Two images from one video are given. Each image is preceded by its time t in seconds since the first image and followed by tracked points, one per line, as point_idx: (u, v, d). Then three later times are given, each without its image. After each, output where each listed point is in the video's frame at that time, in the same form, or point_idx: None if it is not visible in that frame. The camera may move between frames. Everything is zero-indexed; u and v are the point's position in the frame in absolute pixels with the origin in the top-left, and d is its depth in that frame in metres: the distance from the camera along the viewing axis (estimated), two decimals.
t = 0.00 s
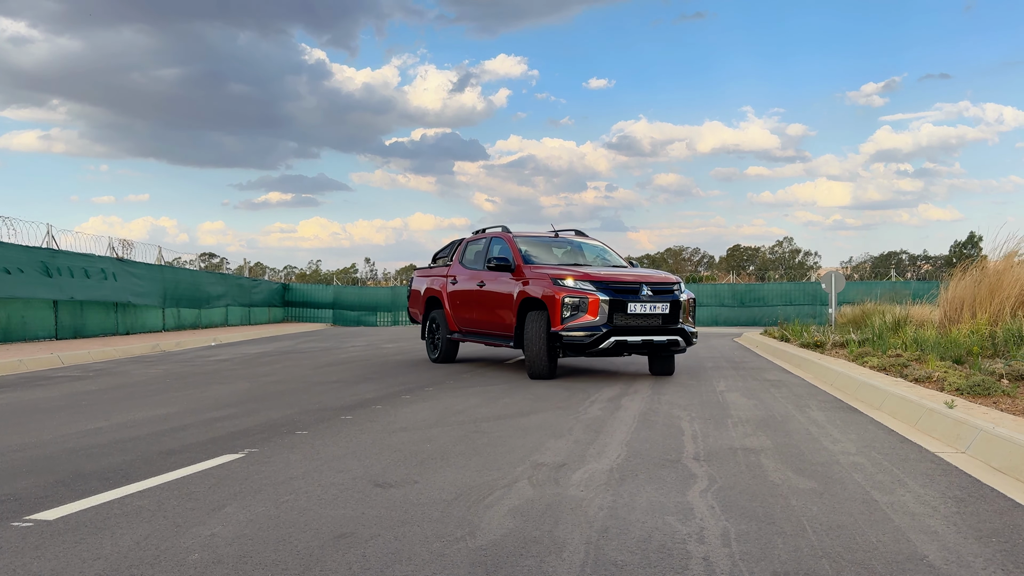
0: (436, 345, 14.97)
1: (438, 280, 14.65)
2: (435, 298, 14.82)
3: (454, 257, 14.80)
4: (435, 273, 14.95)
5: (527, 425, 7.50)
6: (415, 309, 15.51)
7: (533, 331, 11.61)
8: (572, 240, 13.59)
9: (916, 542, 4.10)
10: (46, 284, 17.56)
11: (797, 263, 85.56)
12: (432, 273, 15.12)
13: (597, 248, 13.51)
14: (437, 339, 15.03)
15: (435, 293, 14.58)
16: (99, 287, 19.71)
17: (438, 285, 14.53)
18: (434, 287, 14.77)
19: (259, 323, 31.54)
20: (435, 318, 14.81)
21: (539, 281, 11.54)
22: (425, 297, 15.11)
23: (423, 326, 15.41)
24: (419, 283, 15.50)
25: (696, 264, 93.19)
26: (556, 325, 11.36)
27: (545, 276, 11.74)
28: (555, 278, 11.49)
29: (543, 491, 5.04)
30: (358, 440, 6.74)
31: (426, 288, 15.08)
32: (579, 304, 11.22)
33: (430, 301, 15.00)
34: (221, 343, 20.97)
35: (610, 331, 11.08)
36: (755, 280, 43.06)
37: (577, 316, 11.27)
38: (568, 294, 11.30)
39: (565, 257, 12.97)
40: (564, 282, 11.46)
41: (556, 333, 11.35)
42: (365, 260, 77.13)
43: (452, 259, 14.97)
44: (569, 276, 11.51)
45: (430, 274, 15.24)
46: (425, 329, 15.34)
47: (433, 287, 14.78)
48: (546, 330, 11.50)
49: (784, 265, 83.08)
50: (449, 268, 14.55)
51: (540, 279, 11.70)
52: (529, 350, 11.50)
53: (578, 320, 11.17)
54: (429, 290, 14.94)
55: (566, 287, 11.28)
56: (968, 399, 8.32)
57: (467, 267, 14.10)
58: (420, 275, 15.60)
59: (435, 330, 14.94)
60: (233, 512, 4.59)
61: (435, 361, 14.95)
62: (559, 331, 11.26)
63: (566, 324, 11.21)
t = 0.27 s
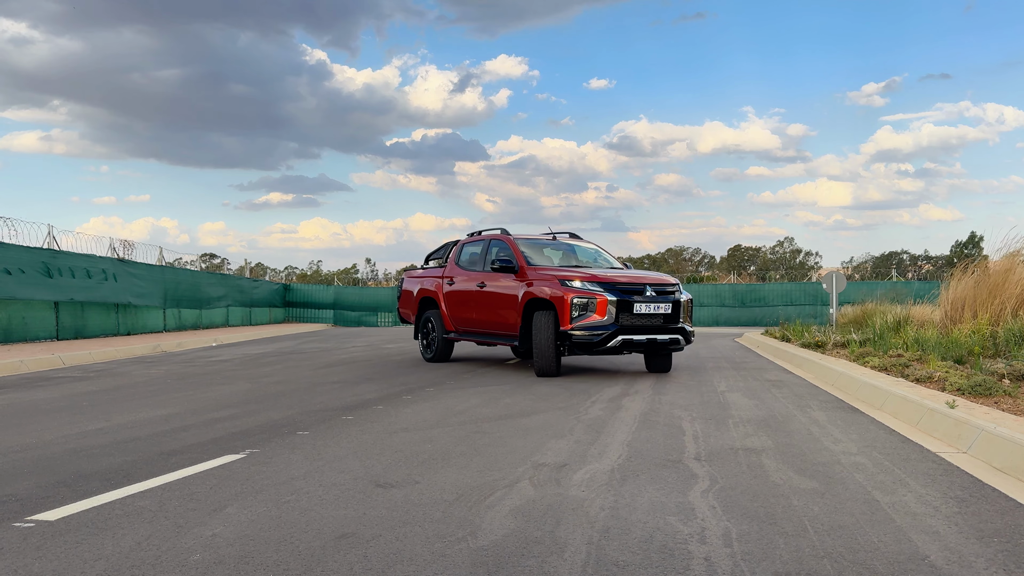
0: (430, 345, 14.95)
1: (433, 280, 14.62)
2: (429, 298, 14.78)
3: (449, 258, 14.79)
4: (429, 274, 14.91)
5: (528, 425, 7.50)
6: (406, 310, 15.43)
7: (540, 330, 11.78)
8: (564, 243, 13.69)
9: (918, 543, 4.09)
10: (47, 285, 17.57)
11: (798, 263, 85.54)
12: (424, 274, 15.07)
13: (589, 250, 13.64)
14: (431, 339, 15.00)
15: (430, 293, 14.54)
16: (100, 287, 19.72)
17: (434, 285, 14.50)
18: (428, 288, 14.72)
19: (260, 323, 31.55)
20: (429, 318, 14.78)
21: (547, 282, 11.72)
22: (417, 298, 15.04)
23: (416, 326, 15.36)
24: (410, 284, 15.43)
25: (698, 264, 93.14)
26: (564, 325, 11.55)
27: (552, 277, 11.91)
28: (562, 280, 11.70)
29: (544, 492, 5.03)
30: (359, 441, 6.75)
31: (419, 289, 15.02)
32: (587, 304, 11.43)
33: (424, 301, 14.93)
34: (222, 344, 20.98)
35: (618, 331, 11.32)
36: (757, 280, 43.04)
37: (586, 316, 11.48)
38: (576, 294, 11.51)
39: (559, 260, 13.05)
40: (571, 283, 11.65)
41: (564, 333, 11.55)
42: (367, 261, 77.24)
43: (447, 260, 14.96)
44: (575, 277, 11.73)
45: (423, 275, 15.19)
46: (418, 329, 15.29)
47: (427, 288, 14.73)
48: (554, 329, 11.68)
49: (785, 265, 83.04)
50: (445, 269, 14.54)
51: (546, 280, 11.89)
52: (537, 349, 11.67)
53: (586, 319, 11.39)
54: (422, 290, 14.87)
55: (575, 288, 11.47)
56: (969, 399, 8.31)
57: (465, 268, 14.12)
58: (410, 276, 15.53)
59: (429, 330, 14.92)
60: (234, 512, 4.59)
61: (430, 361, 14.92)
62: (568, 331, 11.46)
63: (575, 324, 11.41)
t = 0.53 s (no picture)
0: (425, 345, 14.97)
1: (429, 281, 14.61)
2: (424, 298, 14.77)
3: (444, 258, 14.79)
4: (423, 274, 14.90)
5: (530, 426, 7.50)
6: (399, 310, 15.41)
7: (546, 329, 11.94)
8: (557, 245, 13.79)
9: (920, 542, 4.09)
10: (50, 285, 17.59)
11: (800, 263, 85.45)
12: (417, 275, 15.06)
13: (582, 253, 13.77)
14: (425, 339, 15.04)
15: (426, 293, 14.52)
16: (102, 288, 19.74)
17: (430, 286, 14.50)
18: (423, 288, 14.71)
19: (262, 323, 31.57)
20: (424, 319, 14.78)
21: (552, 283, 11.89)
22: (411, 298, 15.03)
23: (409, 327, 15.34)
24: (403, 284, 15.39)
25: (700, 264, 93.06)
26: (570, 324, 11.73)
27: (557, 279, 12.08)
28: (567, 280, 11.88)
29: (546, 491, 5.04)
30: (361, 441, 6.75)
31: (413, 289, 15.00)
32: (594, 304, 11.62)
33: (417, 301, 14.95)
34: (224, 344, 21.00)
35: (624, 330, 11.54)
36: (759, 279, 42.98)
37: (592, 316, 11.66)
38: (582, 295, 11.69)
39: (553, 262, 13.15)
40: (577, 284, 11.83)
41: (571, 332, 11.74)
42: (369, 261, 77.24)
43: (441, 260, 14.96)
44: (580, 277, 11.92)
45: (416, 275, 15.17)
46: (412, 329, 15.28)
47: (422, 288, 14.71)
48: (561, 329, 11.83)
49: (787, 265, 82.95)
50: (441, 269, 14.55)
51: (551, 281, 12.06)
52: (543, 348, 11.84)
53: (593, 319, 11.58)
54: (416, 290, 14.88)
55: (582, 289, 11.64)
56: (972, 398, 8.30)
57: (462, 268, 14.16)
58: (401, 276, 15.48)
59: (424, 330, 14.91)
60: (236, 512, 4.60)
61: (424, 361, 14.92)
62: (575, 330, 11.65)
63: (582, 324, 11.57)
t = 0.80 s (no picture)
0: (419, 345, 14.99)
1: (424, 281, 14.61)
2: (419, 298, 14.77)
3: (439, 258, 14.82)
4: (418, 274, 14.89)
5: (534, 425, 7.49)
6: (392, 310, 15.37)
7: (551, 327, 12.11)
8: (550, 246, 13.89)
9: (926, 542, 4.08)
10: (54, 285, 17.63)
11: (804, 262, 85.29)
12: (410, 275, 15.05)
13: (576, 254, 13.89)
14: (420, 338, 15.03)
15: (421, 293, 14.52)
16: (106, 288, 19.77)
17: (425, 286, 14.50)
18: (418, 288, 14.70)
19: (266, 323, 31.61)
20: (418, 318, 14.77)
21: (558, 283, 12.09)
22: (405, 297, 15.02)
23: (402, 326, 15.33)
24: (395, 284, 15.36)
25: (703, 263, 92.95)
26: (576, 322, 11.92)
27: (561, 279, 12.25)
28: (572, 281, 12.09)
29: (550, 491, 5.03)
30: (365, 440, 6.75)
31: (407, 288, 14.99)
32: (600, 304, 11.82)
33: (412, 301, 14.94)
34: (228, 344, 21.02)
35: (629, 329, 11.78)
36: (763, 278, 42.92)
37: (597, 315, 11.86)
38: (588, 295, 11.90)
39: (545, 263, 13.24)
40: (582, 284, 12.02)
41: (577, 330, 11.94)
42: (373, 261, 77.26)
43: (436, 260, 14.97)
44: (584, 278, 12.13)
45: (409, 275, 15.16)
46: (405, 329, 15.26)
47: (417, 288, 14.71)
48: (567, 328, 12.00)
49: (791, 264, 82.79)
50: (437, 269, 14.56)
51: (556, 281, 12.25)
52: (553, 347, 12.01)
53: (599, 318, 11.80)
54: (410, 290, 14.86)
55: (588, 289, 11.82)
56: (977, 397, 8.28)
57: (460, 268, 14.20)
58: (394, 276, 15.44)
59: (418, 330, 14.90)
60: (241, 511, 4.60)
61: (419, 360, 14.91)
62: (582, 329, 11.85)
63: (590, 323, 11.74)
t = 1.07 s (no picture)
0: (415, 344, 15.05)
1: (421, 280, 14.67)
2: (416, 298, 14.83)
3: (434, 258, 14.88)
4: (413, 274, 14.93)
5: (540, 424, 7.49)
6: (386, 309, 15.38)
7: (557, 326, 12.29)
8: (546, 247, 14.06)
9: (933, 541, 4.07)
10: (61, 285, 17.68)
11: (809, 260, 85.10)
12: (405, 275, 15.08)
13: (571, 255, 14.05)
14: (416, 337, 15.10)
15: (419, 293, 14.58)
16: (112, 288, 19.82)
17: (422, 286, 14.56)
18: (414, 287, 14.75)
19: (272, 322, 31.66)
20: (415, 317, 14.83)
21: (562, 283, 12.27)
22: (400, 297, 15.05)
23: (397, 325, 15.36)
24: (389, 284, 15.38)
25: (708, 262, 92.81)
26: (581, 321, 12.12)
27: (566, 279, 12.43)
28: (576, 280, 12.29)
29: (556, 490, 5.03)
30: (371, 439, 6.76)
31: (402, 289, 15.01)
32: (605, 303, 12.01)
33: (407, 301, 14.99)
34: (234, 343, 21.06)
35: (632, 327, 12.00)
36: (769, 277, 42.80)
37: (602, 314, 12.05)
38: (592, 294, 12.10)
39: (540, 263, 13.37)
40: (587, 284, 12.21)
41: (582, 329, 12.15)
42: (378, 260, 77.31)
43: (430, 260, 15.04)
44: (587, 278, 12.34)
45: (403, 275, 15.19)
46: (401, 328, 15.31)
47: (413, 288, 14.76)
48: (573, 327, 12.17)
49: (797, 263, 82.60)
50: (433, 269, 14.63)
51: (560, 281, 12.44)
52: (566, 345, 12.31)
53: (604, 317, 12.01)
54: (406, 290, 14.90)
55: (594, 288, 12.00)
56: (983, 396, 8.25)
57: (457, 268, 14.30)
58: (387, 276, 15.44)
59: (415, 329, 14.96)
60: (248, 510, 4.61)
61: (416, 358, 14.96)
62: (587, 328, 12.05)
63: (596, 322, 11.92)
